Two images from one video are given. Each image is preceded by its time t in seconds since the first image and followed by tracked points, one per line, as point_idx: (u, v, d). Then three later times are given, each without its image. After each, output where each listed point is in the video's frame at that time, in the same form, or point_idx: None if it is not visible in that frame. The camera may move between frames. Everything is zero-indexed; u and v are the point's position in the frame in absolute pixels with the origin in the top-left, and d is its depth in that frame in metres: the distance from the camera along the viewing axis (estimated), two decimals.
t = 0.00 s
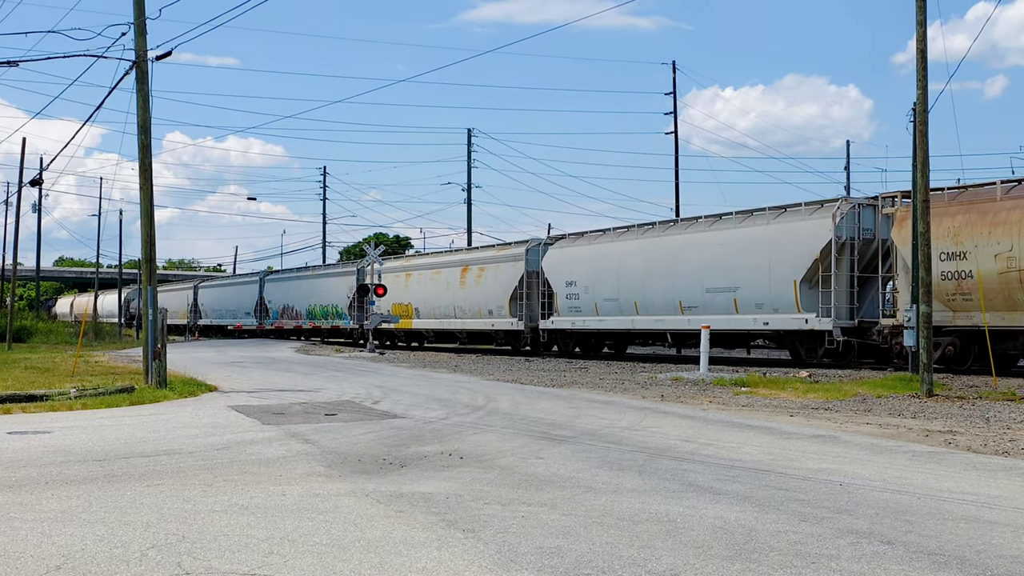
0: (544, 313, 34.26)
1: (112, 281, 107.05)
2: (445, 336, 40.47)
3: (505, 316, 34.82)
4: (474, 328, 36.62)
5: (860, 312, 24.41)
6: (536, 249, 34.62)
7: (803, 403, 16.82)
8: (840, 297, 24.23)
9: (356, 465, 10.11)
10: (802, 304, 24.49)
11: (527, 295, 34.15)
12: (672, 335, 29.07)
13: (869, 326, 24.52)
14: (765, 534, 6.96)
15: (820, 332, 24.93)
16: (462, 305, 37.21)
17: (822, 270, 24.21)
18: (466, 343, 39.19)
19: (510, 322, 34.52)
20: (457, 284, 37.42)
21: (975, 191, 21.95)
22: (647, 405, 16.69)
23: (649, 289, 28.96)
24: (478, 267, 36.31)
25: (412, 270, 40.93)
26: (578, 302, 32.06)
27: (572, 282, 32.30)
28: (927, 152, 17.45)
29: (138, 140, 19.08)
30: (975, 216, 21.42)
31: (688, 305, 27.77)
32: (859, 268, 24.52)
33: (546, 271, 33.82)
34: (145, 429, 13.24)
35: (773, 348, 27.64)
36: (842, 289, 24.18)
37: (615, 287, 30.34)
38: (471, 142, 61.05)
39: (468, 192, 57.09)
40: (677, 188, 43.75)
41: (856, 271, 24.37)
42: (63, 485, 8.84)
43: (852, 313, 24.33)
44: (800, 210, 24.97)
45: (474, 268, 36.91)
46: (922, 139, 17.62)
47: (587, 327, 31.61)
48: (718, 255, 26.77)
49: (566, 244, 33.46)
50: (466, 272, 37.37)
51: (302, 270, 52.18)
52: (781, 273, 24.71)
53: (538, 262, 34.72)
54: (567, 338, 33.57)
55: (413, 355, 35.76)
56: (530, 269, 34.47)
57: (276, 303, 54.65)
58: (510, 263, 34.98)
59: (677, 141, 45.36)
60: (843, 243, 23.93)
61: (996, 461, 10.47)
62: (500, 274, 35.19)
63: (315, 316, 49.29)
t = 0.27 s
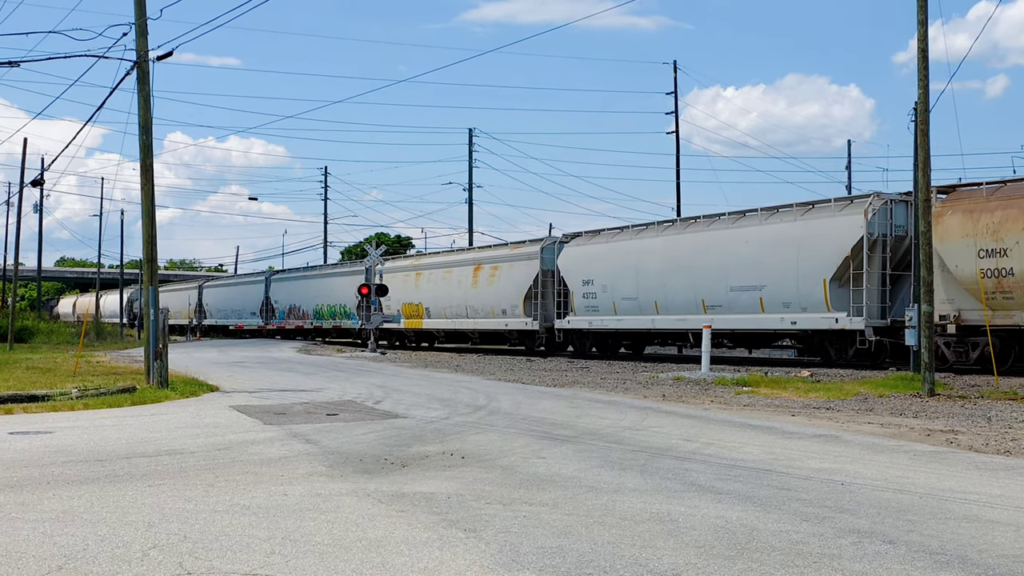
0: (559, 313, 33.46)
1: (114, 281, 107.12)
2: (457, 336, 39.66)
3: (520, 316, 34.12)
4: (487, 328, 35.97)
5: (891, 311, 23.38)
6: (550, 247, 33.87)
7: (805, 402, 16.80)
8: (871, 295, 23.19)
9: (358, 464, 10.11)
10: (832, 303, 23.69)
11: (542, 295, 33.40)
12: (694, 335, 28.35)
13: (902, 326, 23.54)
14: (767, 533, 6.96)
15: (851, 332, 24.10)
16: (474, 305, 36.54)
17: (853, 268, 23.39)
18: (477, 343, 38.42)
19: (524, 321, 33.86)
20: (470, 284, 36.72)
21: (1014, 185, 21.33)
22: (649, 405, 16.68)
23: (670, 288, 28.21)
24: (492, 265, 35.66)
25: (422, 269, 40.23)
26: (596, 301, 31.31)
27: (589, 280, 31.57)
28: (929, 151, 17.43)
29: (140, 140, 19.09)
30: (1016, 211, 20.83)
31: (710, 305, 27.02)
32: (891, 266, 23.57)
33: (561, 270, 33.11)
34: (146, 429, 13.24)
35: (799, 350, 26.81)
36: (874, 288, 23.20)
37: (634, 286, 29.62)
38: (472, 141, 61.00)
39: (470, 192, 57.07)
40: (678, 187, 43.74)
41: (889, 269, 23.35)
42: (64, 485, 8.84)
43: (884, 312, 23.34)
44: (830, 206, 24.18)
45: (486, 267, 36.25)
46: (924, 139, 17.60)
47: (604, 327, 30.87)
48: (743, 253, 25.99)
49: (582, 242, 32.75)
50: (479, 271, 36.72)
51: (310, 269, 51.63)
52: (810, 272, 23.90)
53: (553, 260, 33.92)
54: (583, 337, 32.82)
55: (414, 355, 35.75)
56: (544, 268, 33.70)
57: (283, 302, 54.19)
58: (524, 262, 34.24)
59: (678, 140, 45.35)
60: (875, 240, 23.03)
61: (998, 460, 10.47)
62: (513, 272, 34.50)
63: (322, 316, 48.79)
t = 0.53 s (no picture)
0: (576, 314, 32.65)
1: (117, 283, 107.27)
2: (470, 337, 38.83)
3: (536, 317, 33.40)
4: (502, 329, 35.24)
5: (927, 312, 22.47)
6: (567, 245, 33.09)
7: (808, 403, 16.77)
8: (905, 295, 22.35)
9: (360, 466, 10.11)
10: (865, 303, 22.90)
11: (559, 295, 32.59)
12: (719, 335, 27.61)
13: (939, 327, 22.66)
14: (771, 534, 6.96)
15: (885, 332, 23.32)
16: (489, 305, 35.83)
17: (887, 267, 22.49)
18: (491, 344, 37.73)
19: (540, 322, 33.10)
20: (485, 284, 35.96)
21: None
22: (652, 406, 16.67)
23: (695, 287, 27.44)
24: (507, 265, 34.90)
25: (434, 269, 39.50)
26: (615, 301, 30.55)
27: (607, 280, 30.82)
28: (931, 152, 17.42)
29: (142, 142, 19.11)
30: None
31: (736, 305, 26.30)
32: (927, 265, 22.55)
33: (579, 269, 32.36)
34: (149, 430, 13.25)
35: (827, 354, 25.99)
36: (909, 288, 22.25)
37: (656, 286, 28.85)
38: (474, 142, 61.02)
39: (472, 192, 57.06)
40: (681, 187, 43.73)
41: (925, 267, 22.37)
42: (67, 486, 8.85)
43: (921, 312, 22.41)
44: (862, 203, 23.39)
45: (501, 267, 35.53)
46: (926, 139, 17.58)
47: (625, 327, 30.11)
48: (772, 251, 25.25)
49: (601, 241, 31.99)
50: (493, 271, 35.99)
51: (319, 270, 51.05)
52: (843, 271, 23.13)
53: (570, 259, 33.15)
54: (602, 338, 32.09)
55: (417, 356, 35.74)
56: (561, 267, 32.91)
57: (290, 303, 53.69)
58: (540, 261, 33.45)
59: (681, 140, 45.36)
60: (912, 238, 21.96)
61: (1001, 461, 10.45)
62: (529, 272, 33.76)
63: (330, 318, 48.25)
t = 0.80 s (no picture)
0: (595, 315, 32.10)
1: (120, 284, 107.44)
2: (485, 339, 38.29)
3: (553, 318, 32.85)
4: (517, 331, 34.69)
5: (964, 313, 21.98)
6: (584, 245, 32.41)
7: (812, 405, 16.76)
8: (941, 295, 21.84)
9: (363, 467, 10.12)
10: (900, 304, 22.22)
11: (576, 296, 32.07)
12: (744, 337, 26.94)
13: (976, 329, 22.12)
14: (773, 535, 6.95)
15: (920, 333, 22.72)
16: (504, 307, 35.26)
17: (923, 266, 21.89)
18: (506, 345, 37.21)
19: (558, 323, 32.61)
20: (500, 285, 35.38)
21: None
22: (655, 407, 16.68)
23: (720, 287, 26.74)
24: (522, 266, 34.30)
25: (447, 270, 38.89)
26: (636, 302, 29.86)
27: (627, 281, 30.11)
28: (934, 153, 17.41)
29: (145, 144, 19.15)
30: None
31: (763, 306, 25.59)
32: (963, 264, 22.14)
33: (598, 270, 31.63)
34: (153, 432, 13.28)
35: (857, 359, 25.23)
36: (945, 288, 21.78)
37: (679, 286, 28.15)
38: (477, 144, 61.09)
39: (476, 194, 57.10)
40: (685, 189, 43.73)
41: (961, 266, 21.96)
42: (70, 488, 8.86)
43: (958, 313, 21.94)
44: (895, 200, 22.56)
45: (516, 267, 34.90)
46: (930, 140, 17.55)
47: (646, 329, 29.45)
48: (800, 251, 24.52)
49: (619, 241, 31.26)
50: (508, 271, 35.39)
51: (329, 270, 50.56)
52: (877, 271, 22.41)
53: (588, 259, 32.47)
54: (621, 340, 31.59)
55: (420, 358, 35.75)
56: (579, 268, 32.30)
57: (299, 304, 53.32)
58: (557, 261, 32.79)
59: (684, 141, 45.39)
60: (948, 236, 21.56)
61: (1004, 462, 10.45)
62: (546, 272, 33.14)
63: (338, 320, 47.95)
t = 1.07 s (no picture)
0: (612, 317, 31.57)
1: (122, 286, 107.62)
2: (498, 341, 37.81)
3: (568, 320, 32.45)
4: (532, 333, 34.31)
5: (1001, 315, 21.32)
6: (601, 246, 31.85)
7: (814, 407, 16.76)
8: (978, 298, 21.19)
9: (365, 469, 10.12)
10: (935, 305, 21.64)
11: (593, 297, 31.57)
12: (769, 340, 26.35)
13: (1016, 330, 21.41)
14: (776, 537, 6.95)
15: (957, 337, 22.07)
16: (518, 309, 34.89)
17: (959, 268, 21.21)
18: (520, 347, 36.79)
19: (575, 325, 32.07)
20: (515, 286, 34.98)
21: None
22: (657, 409, 16.69)
23: (746, 289, 26.17)
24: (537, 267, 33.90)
25: (459, 271, 38.55)
26: (656, 304, 29.24)
27: (647, 282, 29.47)
28: (936, 155, 17.40)
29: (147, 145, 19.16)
30: None
31: (790, 308, 25.06)
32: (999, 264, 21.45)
33: (617, 271, 30.99)
34: (155, 434, 13.28)
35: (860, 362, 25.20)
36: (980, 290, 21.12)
37: (701, 287, 27.56)
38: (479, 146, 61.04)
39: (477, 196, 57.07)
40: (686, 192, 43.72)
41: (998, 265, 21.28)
42: (72, 490, 8.86)
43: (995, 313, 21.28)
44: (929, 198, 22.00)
45: (530, 268, 34.53)
46: (931, 142, 17.58)
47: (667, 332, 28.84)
48: (828, 251, 23.95)
49: (639, 241, 30.59)
50: (522, 273, 35.02)
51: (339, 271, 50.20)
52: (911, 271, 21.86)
53: (605, 260, 31.93)
54: (640, 343, 30.89)
55: (421, 359, 35.75)
56: (596, 268, 31.74)
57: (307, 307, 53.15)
58: (573, 262, 32.31)
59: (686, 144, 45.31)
60: (986, 235, 20.88)
61: (1006, 464, 10.45)
62: (560, 274, 32.74)
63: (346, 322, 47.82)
